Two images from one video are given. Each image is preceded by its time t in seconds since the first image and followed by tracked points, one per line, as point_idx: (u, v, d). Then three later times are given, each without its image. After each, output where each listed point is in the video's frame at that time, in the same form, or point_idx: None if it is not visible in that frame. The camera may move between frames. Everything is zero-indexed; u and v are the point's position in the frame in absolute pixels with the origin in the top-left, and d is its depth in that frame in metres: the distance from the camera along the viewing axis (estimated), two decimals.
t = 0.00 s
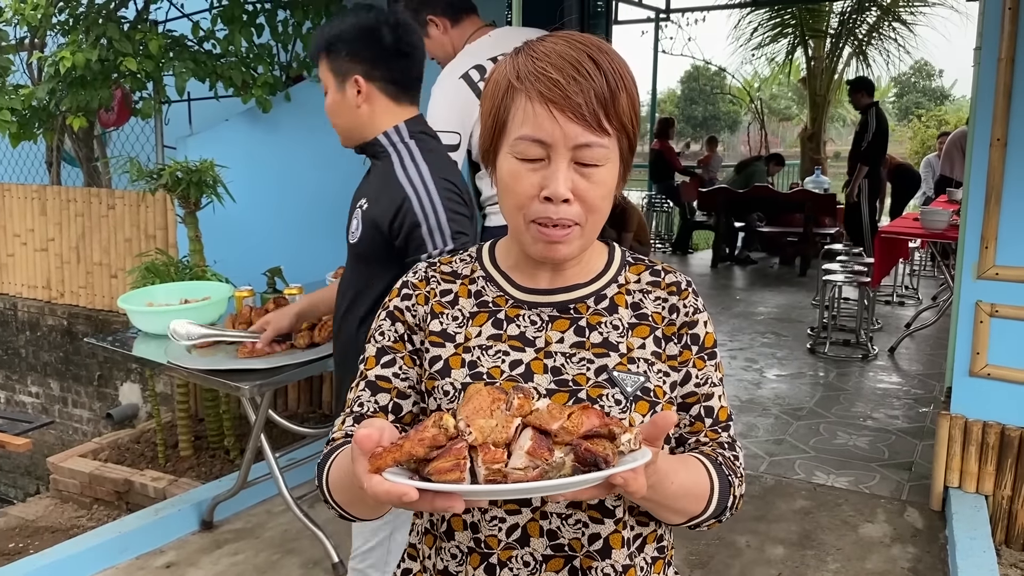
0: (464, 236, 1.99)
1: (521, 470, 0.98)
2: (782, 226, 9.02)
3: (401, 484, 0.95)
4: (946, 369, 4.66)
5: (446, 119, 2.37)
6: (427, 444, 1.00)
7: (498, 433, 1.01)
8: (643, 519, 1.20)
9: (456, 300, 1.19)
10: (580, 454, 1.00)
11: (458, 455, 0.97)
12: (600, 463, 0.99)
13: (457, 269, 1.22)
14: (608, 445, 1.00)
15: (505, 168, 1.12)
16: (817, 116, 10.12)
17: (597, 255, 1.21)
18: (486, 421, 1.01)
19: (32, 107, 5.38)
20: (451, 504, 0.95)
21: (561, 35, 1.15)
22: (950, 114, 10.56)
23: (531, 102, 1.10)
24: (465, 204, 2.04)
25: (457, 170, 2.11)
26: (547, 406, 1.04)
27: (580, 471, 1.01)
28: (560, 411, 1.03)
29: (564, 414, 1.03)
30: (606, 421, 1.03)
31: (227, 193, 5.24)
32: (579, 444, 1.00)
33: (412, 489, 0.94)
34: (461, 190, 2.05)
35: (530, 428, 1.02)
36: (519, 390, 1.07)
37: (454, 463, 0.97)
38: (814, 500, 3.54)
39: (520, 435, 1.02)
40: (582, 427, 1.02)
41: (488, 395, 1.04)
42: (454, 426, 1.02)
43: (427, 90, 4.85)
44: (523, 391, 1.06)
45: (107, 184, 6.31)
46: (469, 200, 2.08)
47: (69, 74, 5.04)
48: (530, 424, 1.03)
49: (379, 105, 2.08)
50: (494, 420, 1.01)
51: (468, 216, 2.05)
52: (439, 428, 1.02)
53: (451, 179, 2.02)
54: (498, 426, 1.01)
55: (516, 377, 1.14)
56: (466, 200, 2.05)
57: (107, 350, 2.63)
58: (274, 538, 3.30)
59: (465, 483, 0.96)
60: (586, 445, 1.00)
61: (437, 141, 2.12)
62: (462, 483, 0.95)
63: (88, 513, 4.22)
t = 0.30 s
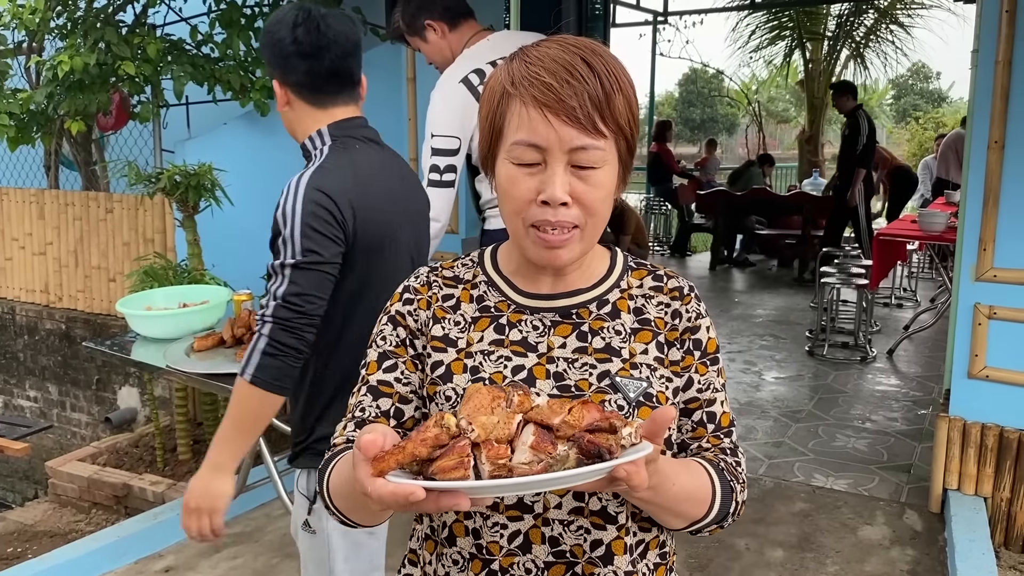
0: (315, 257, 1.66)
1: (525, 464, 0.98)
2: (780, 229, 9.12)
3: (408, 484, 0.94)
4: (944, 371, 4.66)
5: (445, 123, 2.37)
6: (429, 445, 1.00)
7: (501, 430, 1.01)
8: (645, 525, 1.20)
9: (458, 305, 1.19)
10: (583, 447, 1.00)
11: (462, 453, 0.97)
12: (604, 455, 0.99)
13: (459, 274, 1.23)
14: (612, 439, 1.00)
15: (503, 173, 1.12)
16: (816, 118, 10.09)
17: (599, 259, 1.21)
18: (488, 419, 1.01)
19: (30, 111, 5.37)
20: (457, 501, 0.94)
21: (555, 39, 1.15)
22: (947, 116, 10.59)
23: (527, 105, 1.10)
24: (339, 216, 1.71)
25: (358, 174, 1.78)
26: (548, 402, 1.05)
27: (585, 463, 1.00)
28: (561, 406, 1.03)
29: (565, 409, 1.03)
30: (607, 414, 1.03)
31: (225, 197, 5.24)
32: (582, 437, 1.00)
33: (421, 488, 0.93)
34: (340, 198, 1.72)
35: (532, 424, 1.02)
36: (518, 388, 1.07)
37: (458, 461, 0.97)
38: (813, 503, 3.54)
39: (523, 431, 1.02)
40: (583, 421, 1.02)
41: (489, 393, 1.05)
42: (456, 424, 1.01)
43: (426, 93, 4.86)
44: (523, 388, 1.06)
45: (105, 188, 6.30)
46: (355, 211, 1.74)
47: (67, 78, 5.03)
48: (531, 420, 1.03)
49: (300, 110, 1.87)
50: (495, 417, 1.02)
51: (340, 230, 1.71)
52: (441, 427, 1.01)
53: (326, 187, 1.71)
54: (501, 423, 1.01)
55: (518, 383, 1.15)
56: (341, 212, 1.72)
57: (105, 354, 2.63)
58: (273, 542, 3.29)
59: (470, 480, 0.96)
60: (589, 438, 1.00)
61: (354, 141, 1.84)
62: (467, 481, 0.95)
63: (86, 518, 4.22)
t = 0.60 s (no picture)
0: (237, 256, 1.75)
1: (531, 465, 0.98)
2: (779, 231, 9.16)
3: (411, 481, 0.94)
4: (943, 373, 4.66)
5: (445, 125, 2.37)
6: (434, 443, 0.99)
7: (507, 429, 1.00)
8: (648, 529, 1.20)
9: (459, 309, 1.19)
10: (589, 448, 0.99)
11: (466, 453, 0.97)
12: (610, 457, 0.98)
13: (459, 277, 1.22)
14: (618, 441, 1.00)
15: (503, 175, 1.12)
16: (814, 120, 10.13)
17: (600, 262, 1.21)
18: (493, 418, 1.00)
19: (29, 114, 5.37)
20: (460, 500, 0.94)
21: (551, 41, 1.15)
22: (946, 117, 10.54)
23: (525, 107, 1.10)
24: (262, 217, 1.78)
25: (290, 178, 1.85)
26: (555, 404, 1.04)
27: (590, 465, 0.99)
28: (567, 407, 1.03)
29: (572, 410, 1.03)
30: (614, 416, 1.02)
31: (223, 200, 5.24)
32: (588, 439, 1.00)
33: (422, 486, 0.93)
34: (264, 200, 1.79)
35: (539, 425, 1.02)
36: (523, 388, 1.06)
37: (462, 460, 0.96)
38: (812, 505, 3.54)
39: (529, 431, 1.02)
40: (590, 422, 1.01)
41: (494, 392, 1.04)
42: (461, 424, 1.01)
43: (426, 95, 4.79)
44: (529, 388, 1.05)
45: (103, 192, 6.30)
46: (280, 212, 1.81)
47: (66, 82, 5.02)
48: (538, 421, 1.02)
49: (263, 118, 1.98)
50: (501, 417, 1.01)
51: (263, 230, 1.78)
52: (446, 426, 1.01)
53: (253, 190, 1.79)
54: (506, 423, 1.01)
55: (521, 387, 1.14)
56: (264, 214, 1.79)
57: (104, 357, 2.63)
58: (272, 545, 3.28)
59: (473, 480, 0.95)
60: (596, 439, 1.00)
61: (299, 147, 1.91)
62: (470, 480, 0.95)
63: (86, 521, 4.21)
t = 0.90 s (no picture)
0: (214, 243, 1.97)
1: (529, 476, 0.95)
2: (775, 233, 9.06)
3: (407, 491, 0.94)
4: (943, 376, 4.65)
5: (447, 129, 2.37)
6: (435, 451, 0.98)
7: (508, 438, 0.98)
8: (652, 538, 1.20)
9: (459, 316, 1.19)
10: (593, 458, 0.97)
11: (466, 461, 0.96)
12: (615, 467, 0.96)
13: (459, 284, 1.22)
14: (625, 449, 0.98)
15: (501, 167, 1.11)
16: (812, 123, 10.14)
17: (601, 267, 1.20)
18: (494, 426, 0.99)
19: (27, 118, 5.36)
20: (459, 509, 0.93)
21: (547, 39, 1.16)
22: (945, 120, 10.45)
23: (522, 100, 1.10)
24: (236, 209, 1.99)
25: (270, 176, 2.05)
26: (560, 409, 1.02)
27: (593, 475, 0.98)
28: (574, 413, 1.01)
29: (579, 416, 1.01)
30: (626, 422, 1.01)
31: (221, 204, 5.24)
32: (593, 447, 0.98)
33: (419, 495, 0.93)
34: (241, 194, 2.00)
35: (543, 432, 1.00)
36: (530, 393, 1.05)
37: (462, 469, 0.95)
38: (812, 508, 3.53)
39: (532, 438, 1.00)
40: (598, 429, 1.00)
41: (500, 397, 1.02)
42: (462, 430, 1.00)
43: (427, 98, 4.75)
44: (535, 395, 1.04)
45: (101, 196, 6.29)
46: (254, 206, 2.01)
47: (64, 85, 5.01)
48: (542, 427, 1.00)
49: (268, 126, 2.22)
50: (504, 424, 0.99)
51: (236, 221, 1.98)
52: (447, 433, 1.00)
53: (235, 185, 2.01)
54: (508, 431, 0.99)
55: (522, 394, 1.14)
56: (240, 205, 1.99)
57: (102, 362, 2.62)
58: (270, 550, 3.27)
59: (473, 490, 0.94)
60: (599, 448, 0.97)
61: (289, 149, 2.13)
62: (470, 489, 0.94)
63: (83, 526, 4.19)
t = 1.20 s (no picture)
0: (199, 237, 2.02)
1: (546, 474, 0.94)
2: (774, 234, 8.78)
3: (423, 486, 0.93)
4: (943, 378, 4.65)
5: (451, 130, 2.36)
6: (451, 446, 0.98)
7: (526, 435, 0.98)
8: (655, 545, 1.19)
9: (461, 320, 1.18)
10: (611, 458, 0.95)
11: (483, 458, 0.95)
12: (634, 468, 0.94)
13: (461, 288, 1.21)
14: (644, 450, 0.96)
15: (500, 178, 1.10)
16: (811, 125, 10.14)
17: (604, 271, 1.20)
18: (512, 423, 0.99)
19: (25, 121, 5.35)
20: (475, 506, 0.92)
21: (546, 46, 1.15)
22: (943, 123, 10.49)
23: (521, 108, 1.09)
24: (223, 204, 2.03)
25: (260, 174, 2.08)
26: (580, 407, 1.01)
27: (611, 475, 0.96)
28: (594, 411, 1.00)
29: (599, 415, 0.99)
30: (647, 423, 1.00)
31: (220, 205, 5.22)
32: (611, 448, 0.96)
33: (434, 490, 0.92)
34: (229, 190, 2.04)
35: (563, 430, 0.99)
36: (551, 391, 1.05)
37: (478, 465, 0.95)
38: (813, 511, 3.53)
39: (551, 437, 0.99)
40: (617, 429, 0.99)
41: (519, 394, 1.03)
42: (480, 427, 1.00)
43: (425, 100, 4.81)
44: (555, 392, 1.04)
45: (100, 198, 6.28)
46: (241, 202, 2.04)
47: (63, 88, 5.00)
48: (562, 425, 1.00)
49: (266, 126, 2.23)
50: (522, 421, 1.00)
51: (221, 216, 2.03)
52: (465, 429, 1.00)
53: (224, 180, 2.05)
54: (526, 428, 0.99)
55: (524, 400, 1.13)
56: (227, 202, 2.03)
57: (100, 365, 2.61)
58: (269, 554, 3.25)
59: (489, 486, 0.93)
60: (618, 449, 0.95)
61: (282, 148, 2.15)
62: (486, 486, 0.93)
63: (81, 530, 4.17)
